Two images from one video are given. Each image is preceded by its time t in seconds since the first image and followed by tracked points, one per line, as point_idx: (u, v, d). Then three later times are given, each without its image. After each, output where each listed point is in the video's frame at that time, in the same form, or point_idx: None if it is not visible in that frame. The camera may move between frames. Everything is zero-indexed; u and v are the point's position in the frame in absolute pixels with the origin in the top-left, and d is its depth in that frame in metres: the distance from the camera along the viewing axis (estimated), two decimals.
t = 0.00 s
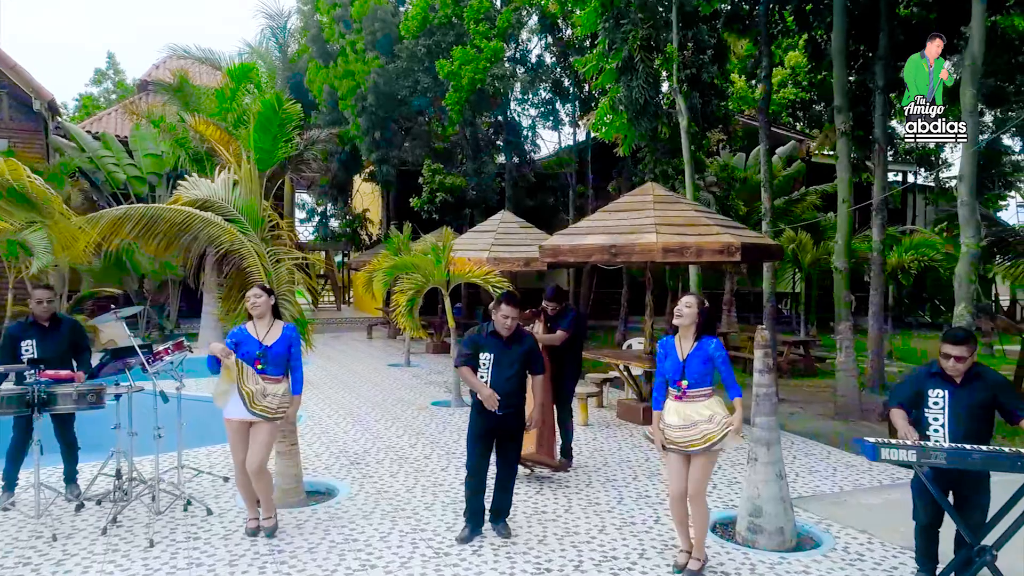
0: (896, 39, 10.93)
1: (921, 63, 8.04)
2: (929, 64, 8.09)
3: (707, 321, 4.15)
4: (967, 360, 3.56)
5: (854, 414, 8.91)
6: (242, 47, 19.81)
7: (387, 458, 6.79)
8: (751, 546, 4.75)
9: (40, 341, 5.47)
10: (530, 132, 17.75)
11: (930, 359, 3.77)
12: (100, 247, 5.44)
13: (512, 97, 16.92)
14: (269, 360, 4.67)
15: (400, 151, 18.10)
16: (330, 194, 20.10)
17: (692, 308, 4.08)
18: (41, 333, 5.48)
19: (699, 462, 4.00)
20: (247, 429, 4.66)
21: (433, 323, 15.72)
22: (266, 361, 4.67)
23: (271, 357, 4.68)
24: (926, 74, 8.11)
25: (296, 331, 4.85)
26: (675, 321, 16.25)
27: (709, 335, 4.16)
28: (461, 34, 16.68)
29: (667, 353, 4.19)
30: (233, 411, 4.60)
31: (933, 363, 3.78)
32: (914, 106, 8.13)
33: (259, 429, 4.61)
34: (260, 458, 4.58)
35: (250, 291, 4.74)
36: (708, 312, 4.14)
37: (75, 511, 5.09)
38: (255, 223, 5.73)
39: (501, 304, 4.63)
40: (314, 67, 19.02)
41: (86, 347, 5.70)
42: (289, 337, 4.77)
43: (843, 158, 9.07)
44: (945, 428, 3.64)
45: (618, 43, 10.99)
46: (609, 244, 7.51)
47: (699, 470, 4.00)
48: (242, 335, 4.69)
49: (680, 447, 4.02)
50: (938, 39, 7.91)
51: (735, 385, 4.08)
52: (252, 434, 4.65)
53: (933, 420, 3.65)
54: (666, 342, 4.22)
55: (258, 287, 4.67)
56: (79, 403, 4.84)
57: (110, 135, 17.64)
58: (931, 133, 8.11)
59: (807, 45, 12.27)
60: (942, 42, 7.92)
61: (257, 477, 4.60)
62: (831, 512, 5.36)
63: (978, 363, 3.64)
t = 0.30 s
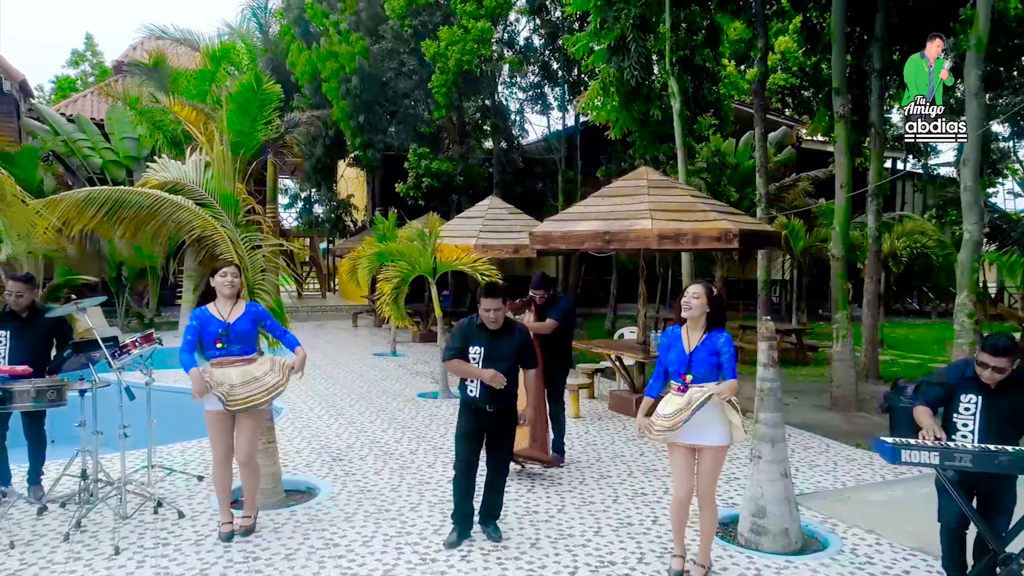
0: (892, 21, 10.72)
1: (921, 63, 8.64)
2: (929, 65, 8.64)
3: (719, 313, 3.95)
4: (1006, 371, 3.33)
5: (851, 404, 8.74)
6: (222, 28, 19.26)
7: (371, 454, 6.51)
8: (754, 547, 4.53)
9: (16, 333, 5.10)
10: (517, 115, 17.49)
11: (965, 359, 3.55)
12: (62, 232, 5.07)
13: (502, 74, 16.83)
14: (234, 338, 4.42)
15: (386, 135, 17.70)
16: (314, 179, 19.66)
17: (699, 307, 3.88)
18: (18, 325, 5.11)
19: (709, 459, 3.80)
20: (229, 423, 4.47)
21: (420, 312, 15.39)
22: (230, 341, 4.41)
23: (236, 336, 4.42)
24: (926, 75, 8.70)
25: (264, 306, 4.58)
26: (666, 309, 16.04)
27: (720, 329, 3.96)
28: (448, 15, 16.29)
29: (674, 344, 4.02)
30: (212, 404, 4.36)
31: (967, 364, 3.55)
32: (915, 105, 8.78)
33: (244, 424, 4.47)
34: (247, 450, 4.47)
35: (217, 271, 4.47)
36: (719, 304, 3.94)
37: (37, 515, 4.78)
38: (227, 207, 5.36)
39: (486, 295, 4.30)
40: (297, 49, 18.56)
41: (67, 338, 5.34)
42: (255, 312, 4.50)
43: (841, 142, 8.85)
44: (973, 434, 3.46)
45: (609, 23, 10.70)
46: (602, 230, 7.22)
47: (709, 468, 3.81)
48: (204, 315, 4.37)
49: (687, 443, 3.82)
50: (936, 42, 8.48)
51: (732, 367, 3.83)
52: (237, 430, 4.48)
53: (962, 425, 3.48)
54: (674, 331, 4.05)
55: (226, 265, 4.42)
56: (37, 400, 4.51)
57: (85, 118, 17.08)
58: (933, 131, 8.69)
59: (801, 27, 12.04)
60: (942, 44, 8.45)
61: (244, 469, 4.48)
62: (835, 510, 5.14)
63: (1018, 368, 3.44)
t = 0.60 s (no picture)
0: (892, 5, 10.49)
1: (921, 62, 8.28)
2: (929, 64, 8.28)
3: (729, 306, 3.75)
4: None
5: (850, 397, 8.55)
6: (205, 10, 18.79)
7: (358, 451, 6.25)
8: (761, 552, 4.32)
9: None
10: (508, 102, 17.16)
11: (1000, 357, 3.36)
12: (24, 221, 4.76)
13: (493, 59, 16.49)
14: (212, 351, 4.15)
15: (374, 122, 17.33)
16: (301, 166, 19.27)
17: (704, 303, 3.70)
18: None
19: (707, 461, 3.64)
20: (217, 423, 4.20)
21: (410, 302, 15.12)
22: (206, 353, 4.15)
23: (215, 348, 4.15)
24: (926, 74, 8.34)
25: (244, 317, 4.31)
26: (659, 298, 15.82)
27: (731, 321, 3.74)
28: None
29: (684, 337, 3.81)
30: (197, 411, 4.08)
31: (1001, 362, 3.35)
32: (914, 106, 8.34)
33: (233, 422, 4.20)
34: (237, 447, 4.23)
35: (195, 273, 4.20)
36: (729, 295, 3.74)
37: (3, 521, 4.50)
38: (204, 193, 5.08)
39: (471, 291, 4.02)
40: (282, 32, 18.14)
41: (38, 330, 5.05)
42: (233, 325, 4.24)
43: (842, 128, 8.62)
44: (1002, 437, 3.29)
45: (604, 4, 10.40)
46: (598, 218, 6.96)
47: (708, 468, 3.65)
48: (181, 322, 4.15)
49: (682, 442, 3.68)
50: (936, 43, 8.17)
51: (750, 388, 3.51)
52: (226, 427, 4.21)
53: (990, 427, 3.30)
54: (684, 325, 3.85)
55: (207, 268, 4.15)
56: None
57: (64, 103, 16.61)
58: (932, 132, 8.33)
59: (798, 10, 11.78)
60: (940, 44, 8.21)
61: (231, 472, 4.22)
62: (843, 511, 4.95)
63: None
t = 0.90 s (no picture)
0: None
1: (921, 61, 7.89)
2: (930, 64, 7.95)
3: (741, 304, 3.55)
4: None
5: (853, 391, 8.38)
6: None
7: (348, 451, 6.01)
8: (772, 558, 4.12)
9: None
10: (502, 91, 16.89)
11: None
12: None
13: (486, 47, 16.19)
14: (185, 332, 3.93)
15: (366, 112, 17.02)
16: (291, 156, 18.95)
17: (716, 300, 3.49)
18: None
19: (727, 470, 3.47)
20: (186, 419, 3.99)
21: (402, 294, 14.88)
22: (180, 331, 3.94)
23: (187, 329, 3.93)
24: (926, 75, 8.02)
25: (228, 297, 3.94)
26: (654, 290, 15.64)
27: (740, 319, 3.56)
28: None
29: (690, 336, 3.59)
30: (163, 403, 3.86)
31: None
32: (914, 106, 8.03)
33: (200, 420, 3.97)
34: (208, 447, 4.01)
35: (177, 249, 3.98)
36: (742, 292, 3.54)
37: None
38: (185, 183, 4.81)
39: (467, 289, 3.79)
40: (270, 19, 17.77)
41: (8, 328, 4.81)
42: (214, 306, 3.91)
43: (846, 116, 8.40)
44: None
45: None
46: (598, 208, 6.71)
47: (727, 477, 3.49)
48: (165, 297, 3.96)
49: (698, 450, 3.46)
50: (937, 42, 7.79)
51: (763, 379, 3.40)
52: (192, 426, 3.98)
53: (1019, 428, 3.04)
54: (690, 323, 3.62)
55: (184, 247, 3.89)
56: None
57: (46, 90, 16.23)
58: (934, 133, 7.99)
59: None
60: (942, 43, 7.79)
61: (206, 469, 4.00)
62: (855, 514, 4.75)
63: None
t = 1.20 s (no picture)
0: None
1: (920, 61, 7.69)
2: (930, 63, 7.71)
3: (763, 299, 3.33)
4: None
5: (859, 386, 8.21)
6: None
7: (343, 451, 5.80)
8: (788, 566, 3.93)
9: None
10: (498, 80, 16.63)
11: None
12: None
13: (482, 35, 15.88)
14: (160, 349, 3.73)
15: (359, 101, 16.71)
16: (284, 145, 18.66)
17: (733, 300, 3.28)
18: None
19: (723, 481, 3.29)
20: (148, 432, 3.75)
21: (397, 286, 14.64)
22: (156, 349, 3.74)
23: (162, 346, 3.72)
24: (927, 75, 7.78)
25: (202, 309, 3.70)
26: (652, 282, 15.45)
27: (765, 320, 3.34)
28: None
29: (712, 336, 3.39)
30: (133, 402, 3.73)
31: None
32: (914, 106, 7.79)
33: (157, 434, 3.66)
34: (155, 468, 3.63)
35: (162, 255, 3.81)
36: (763, 290, 3.33)
37: None
38: (169, 171, 4.58)
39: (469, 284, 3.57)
40: (261, 5, 17.42)
41: None
42: (184, 318, 3.68)
43: (853, 104, 8.18)
44: None
45: None
46: (600, 199, 6.49)
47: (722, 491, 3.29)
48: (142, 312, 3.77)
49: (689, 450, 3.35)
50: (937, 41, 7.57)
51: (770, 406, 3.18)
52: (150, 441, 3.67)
53: None
54: (712, 322, 3.42)
55: (168, 253, 3.72)
56: None
57: (33, 79, 15.92)
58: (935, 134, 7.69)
59: None
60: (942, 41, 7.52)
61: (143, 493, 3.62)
62: (869, 516, 4.57)
63: None
